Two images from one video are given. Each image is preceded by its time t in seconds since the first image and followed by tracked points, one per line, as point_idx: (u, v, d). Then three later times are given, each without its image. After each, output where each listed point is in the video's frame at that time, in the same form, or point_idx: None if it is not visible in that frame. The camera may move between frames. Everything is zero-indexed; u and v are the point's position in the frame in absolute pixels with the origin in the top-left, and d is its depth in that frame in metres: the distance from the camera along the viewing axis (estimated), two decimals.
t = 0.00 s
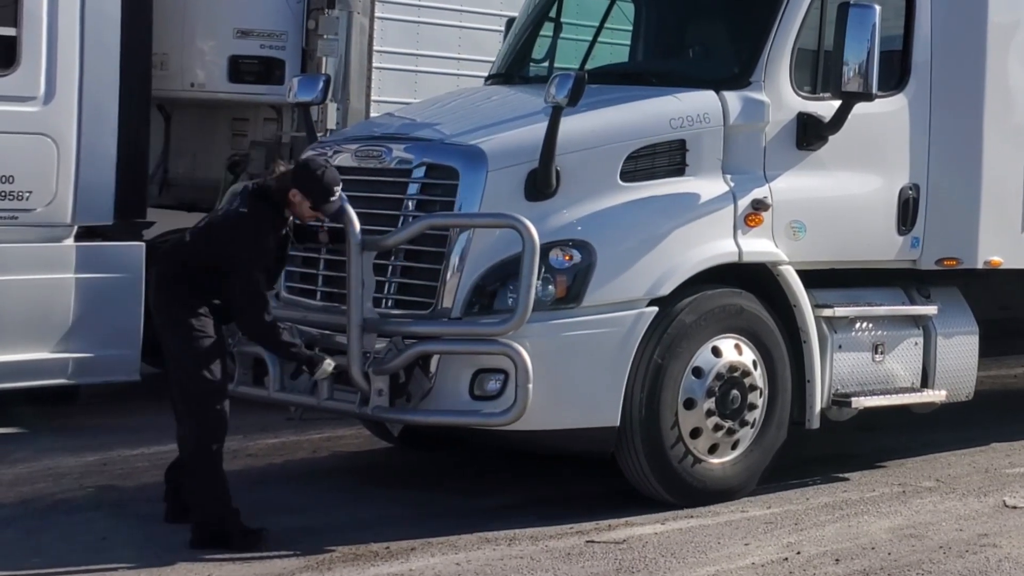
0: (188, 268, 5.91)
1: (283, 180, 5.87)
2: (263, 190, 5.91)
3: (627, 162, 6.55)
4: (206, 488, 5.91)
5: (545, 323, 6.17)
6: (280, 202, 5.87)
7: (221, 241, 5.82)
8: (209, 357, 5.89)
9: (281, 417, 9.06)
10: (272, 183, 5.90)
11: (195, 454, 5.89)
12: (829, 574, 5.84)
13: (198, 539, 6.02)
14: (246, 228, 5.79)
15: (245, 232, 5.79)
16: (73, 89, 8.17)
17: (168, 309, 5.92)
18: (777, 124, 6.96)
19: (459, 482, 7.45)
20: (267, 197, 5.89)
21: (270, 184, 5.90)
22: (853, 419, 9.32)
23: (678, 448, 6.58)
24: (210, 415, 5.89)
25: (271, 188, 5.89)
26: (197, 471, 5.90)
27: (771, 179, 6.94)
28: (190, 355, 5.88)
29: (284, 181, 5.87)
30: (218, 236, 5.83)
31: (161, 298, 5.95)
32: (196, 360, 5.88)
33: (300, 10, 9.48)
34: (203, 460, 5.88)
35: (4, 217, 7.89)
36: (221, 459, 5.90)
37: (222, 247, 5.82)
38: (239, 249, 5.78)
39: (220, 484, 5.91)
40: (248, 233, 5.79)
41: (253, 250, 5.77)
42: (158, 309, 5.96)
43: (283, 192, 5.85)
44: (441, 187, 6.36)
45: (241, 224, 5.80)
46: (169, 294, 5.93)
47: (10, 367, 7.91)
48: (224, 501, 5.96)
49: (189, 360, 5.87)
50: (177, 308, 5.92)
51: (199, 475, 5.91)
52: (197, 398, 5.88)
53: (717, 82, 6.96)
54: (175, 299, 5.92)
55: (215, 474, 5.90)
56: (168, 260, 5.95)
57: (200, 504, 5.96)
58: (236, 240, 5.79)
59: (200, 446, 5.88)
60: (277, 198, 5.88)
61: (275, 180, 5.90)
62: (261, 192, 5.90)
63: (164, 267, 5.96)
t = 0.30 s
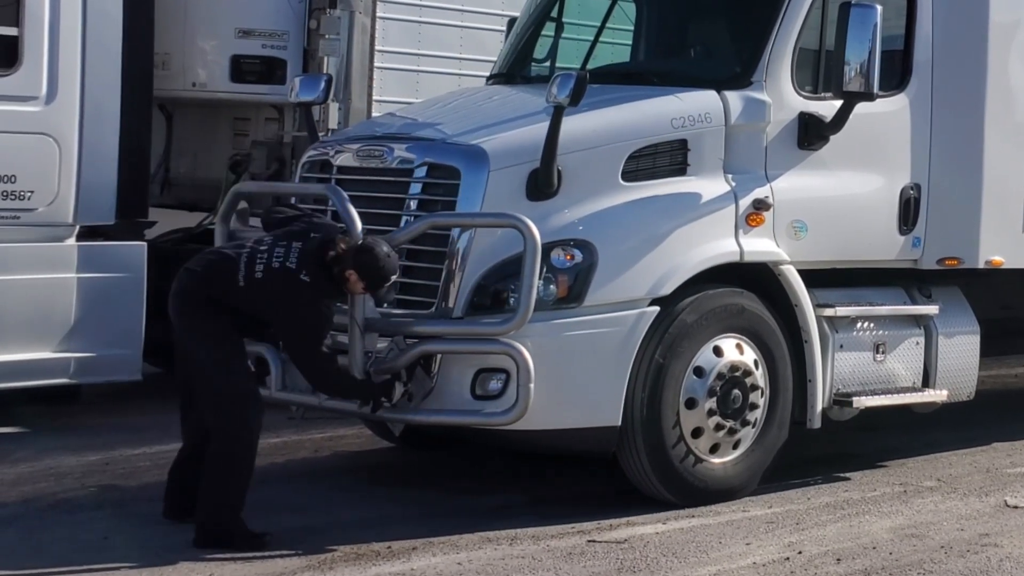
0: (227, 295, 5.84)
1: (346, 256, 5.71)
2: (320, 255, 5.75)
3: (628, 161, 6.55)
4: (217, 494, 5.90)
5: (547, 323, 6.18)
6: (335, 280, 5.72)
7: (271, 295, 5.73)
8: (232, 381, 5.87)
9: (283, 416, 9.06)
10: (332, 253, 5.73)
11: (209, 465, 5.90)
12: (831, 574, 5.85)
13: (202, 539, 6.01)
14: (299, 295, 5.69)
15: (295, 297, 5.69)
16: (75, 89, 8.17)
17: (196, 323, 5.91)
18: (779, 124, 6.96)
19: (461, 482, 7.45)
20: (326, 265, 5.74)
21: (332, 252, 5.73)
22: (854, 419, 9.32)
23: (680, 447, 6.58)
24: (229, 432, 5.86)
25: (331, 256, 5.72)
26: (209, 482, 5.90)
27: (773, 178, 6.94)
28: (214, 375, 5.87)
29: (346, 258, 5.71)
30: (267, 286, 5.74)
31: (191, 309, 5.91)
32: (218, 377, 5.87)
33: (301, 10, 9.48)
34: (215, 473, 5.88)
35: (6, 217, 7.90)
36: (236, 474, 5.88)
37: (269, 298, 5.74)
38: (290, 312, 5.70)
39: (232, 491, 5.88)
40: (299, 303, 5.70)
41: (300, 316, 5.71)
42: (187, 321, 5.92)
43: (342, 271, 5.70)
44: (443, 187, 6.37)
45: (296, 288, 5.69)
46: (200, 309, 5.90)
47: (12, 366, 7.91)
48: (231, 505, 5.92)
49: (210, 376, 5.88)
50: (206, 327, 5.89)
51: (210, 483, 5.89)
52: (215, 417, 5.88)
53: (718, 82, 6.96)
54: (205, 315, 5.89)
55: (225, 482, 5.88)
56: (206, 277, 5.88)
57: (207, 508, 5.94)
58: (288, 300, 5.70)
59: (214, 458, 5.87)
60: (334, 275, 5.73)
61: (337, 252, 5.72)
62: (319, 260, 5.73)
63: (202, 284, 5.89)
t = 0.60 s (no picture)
0: (251, 304, 5.84)
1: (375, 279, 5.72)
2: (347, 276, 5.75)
3: (629, 159, 6.55)
4: (221, 492, 5.92)
5: (547, 321, 6.18)
6: (361, 304, 5.74)
7: (298, 312, 5.74)
8: (249, 386, 5.89)
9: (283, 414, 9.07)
10: (359, 276, 5.73)
11: (219, 463, 5.93)
12: (831, 572, 5.85)
13: (203, 536, 6.02)
14: (327, 314, 5.72)
15: (323, 315, 5.72)
16: (76, 87, 8.17)
17: (214, 327, 5.90)
18: (779, 122, 6.96)
19: (461, 479, 7.46)
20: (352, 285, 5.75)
21: (361, 274, 5.74)
22: (854, 417, 9.32)
23: (681, 445, 6.58)
24: (243, 434, 5.90)
25: (358, 278, 5.73)
26: (218, 481, 5.92)
27: (774, 176, 6.94)
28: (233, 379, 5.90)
29: (375, 281, 5.72)
30: (294, 302, 5.74)
31: (212, 314, 5.90)
32: (234, 380, 5.89)
33: (301, 9, 9.43)
34: (224, 473, 5.91)
35: (6, 214, 7.91)
36: (245, 474, 5.91)
37: (295, 314, 5.75)
38: (319, 329, 5.73)
39: (239, 488, 5.91)
40: (326, 322, 5.73)
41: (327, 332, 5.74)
42: (207, 325, 5.92)
43: (369, 295, 5.71)
44: (443, 185, 6.37)
45: (325, 307, 5.71)
46: (221, 314, 5.90)
47: (13, 363, 7.92)
48: (234, 502, 5.94)
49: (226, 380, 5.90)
50: (225, 332, 5.90)
51: (217, 480, 5.92)
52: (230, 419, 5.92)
53: (719, 80, 6.96)
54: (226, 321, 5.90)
55: (231, 480, 5.90)
56: (229, 285, 5.87)
57: (209, 505, 5.96)
58: (316, 317, 5.72)
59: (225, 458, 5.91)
60: (361, 299, 5.74)
61: (366, 274, 5.73)
62: (346, 282, 5.73)
63: (224, 291, 5.87)
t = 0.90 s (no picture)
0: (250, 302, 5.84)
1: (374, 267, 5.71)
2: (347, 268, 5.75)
3: (629, 157, 6.55)
4: (222, 489, 5.91)
5: (547, 319, 6.17)
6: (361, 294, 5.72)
7: (297, 305, 5.73)
8: (251, 383, 5.89)
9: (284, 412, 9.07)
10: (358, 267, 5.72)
11: (220, 461, 5.92)
12: (831, 570, 5.85)
13: (204, 534, 6.01)
14: (326, 304, 5.69)
15: (323, 306, 5.69)
16: (76, 85, 8.16)
17: (214, 325, 5.89)
18: (779, 119, 6.95)
19: (462, 478, 7.45)
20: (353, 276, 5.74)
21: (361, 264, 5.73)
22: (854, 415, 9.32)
23: (681, 443, 6.58)
24: (245, 431, 5.88)
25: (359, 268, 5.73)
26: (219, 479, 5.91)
27: (774, 174, 6.93)
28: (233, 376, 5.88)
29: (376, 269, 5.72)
30: (294, 296, 5.73)
31: (210, 312, 5.89)
32: (234, 376, 5.87)
33: (301, 7, 9.43)
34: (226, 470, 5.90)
35: (5, 213, 7.90)
36: (246, 471, 5.90)
37: (295, 306, 5.73)
38: (319, 321, 5.71)
39: (240, 485, 5.89)
40: (325, 312, 5.70)
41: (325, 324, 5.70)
42: (207, 322, 5.90)
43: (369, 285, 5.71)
44: (443, 183, 6.37)
45: (325, 298, 5.70)
46: (220, 312, 5.88)
47: (13, 361, 7.92)
48: (235, 500, 5.93)
49: (227, 377, 5.89)
50: (225, 329, 5.88)
51: (218, 478, 5.91)
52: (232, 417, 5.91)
53: (720, 78, 6.96)
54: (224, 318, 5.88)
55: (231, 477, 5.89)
56: (229, 283, 5.87)
57: (210, 503, 5.95)
58: (315, 310, 5.70)
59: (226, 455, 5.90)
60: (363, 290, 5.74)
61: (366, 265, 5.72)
62: (346, 273, 5.72)
63: (224, 288, 5.87)
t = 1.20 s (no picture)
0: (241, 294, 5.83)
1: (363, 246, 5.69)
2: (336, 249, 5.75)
3: (629, 156, 6.55)
4: (218, 490, 5.92)
5: (548, 318, 6.17)
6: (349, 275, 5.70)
7: (286, 291, 5.71)
8: (243, 380, 5.88)
9: (284, 411, 9.07)
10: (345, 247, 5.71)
11: (216, 461, 5.92)
12: (831, 568, 5.84)
13: (204, 533, 6.02)
14: (313, 288, 5.67)
15: (310, 290, 5.67)
16: (75, 84, 8.16)
17: (207, 322, 5.89)
18: (779, 118, 6.95)
19: (462, 476, 7.45)
20: (341, 258, 5.73)
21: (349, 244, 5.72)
22: (854, 414, 9.31)
23: (681, 441, 6.58)
24: (238, 430, 5.89)
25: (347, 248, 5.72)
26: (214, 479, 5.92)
27: (774, 173, 6.93)
28: (227, 374, 5.88)
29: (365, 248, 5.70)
30: (282, 282, 5.72)
31: (202, 307, 5.89)
32: (225, 375, 5.88)
33: (301, 6, 9.45)
34: (222, 471, 5.91)
35: (5, 212, 7.89)
36: (242, 470, 5.90)
37: (284, 293, 5.72)
38: (303, 307, 5.68)
39: (236, 486, 5.90)
40: (313, 295, 5.67)
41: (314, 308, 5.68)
42: (200, 318, 5.91)
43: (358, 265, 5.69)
44: (444, 182, 6.37)
45: (309, 282, 5.68)
46: (211, 306, 5.88)
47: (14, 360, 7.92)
48: (235, 500, 5.94)
49: (220, 375, 5.88)
50: (218, 323, 5.88)
51: (215, 479, 5.92)
52: (224, 415, 5.91)
53: (720, 77, 6.96)
54: (216, 312, 5.88)
55: (227, 478, 5.90)
56: (218, 276, 5.86)
57: (210, 504, 5.95)
58: (302, 294, 5.68)
59: (221, 455, 5.90)
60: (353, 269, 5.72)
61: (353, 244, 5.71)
62: (335, 254, 5.72)
63: (214, 283, 5.87)
